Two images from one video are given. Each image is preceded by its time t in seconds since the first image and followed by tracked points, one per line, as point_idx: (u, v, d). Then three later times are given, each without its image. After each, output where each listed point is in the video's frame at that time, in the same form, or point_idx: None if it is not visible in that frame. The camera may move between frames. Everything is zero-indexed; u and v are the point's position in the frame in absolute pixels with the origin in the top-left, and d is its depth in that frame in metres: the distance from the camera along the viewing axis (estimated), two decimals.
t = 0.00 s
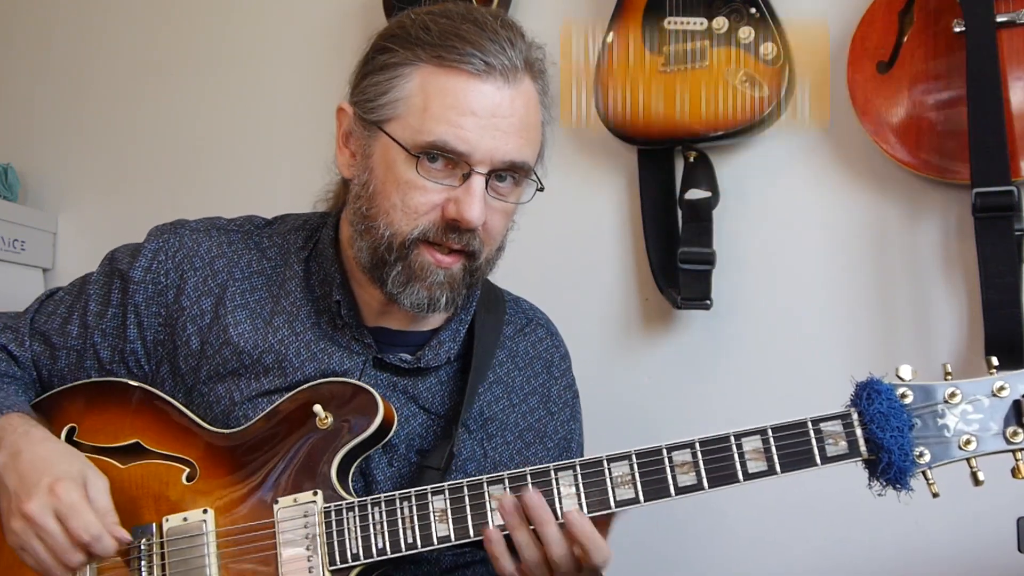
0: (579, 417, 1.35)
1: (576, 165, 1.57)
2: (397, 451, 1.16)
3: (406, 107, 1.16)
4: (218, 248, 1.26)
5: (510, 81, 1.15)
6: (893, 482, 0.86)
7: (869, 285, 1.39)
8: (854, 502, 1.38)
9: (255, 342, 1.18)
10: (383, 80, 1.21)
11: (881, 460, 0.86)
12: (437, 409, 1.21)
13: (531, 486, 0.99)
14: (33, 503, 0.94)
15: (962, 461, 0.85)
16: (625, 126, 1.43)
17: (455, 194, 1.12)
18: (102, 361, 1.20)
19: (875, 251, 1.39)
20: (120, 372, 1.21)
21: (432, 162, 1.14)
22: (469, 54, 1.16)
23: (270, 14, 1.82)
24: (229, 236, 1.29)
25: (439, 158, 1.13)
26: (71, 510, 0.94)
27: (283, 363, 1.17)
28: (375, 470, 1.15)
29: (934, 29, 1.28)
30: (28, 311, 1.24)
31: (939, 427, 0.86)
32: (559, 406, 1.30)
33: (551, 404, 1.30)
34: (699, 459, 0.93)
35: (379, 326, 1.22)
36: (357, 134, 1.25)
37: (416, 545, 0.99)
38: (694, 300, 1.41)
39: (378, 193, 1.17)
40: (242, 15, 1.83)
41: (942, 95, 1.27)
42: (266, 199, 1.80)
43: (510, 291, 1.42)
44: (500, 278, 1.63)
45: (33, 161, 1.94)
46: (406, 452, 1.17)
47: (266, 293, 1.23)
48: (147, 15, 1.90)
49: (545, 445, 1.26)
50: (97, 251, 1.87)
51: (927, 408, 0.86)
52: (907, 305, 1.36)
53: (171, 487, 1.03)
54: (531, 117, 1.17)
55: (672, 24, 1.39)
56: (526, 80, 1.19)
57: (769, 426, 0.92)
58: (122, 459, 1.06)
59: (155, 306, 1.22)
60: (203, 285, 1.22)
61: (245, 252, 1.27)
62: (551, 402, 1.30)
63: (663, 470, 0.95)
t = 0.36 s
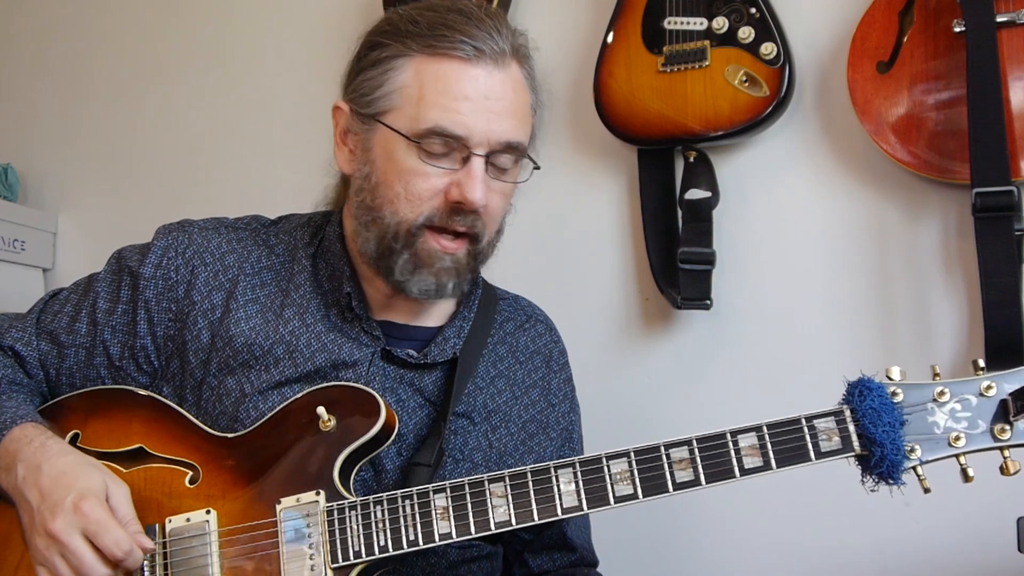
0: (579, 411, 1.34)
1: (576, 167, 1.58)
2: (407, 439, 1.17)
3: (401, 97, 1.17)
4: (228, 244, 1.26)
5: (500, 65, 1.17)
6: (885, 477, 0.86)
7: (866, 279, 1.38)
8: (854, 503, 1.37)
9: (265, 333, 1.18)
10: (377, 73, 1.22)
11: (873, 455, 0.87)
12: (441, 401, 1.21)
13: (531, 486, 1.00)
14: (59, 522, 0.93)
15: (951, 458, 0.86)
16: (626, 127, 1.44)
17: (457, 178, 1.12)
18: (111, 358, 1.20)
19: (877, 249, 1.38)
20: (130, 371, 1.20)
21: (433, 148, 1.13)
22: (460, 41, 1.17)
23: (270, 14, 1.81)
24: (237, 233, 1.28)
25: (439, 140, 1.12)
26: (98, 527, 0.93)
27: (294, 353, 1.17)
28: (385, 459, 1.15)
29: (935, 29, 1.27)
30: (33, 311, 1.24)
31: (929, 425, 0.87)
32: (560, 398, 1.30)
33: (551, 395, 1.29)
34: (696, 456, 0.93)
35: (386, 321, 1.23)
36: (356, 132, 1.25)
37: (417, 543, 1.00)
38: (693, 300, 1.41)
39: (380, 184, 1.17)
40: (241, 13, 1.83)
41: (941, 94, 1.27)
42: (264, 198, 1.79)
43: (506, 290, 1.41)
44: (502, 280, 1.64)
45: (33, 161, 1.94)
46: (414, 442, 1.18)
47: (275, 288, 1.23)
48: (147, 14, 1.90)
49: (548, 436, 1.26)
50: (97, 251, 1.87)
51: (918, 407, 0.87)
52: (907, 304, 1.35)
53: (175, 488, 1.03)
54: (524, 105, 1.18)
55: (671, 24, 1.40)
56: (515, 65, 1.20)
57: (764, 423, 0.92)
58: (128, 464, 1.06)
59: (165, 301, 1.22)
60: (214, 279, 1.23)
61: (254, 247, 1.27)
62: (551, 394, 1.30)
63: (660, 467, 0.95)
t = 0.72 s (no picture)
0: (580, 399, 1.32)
1: (576, 168, 1.58)
2: (407, 438, 1.18)
3: (415, 106, 1.17)
4: (233, 247, 1.26)
5: (508, 68, 1.18)
6: (878, 468, 0.86)
7: (865, 279, 1.38)
8: (854, 502, 1.37)
9: (269, 336, 1.18)
10: (380, 79, 1.23)
11: (865, 446, 0.86)
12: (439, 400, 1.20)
13: (524, 483, 0.99)
14: (126, 548, 0.95)
15: (946, 448, 0.85)
16: (624, 126, 1.44)
17: (476, 179, 1.13)
18: (119, 361, 1.20)
19: (876, 247, 1.38)
20: (136, 372, 1.20)
21: (451, 152, 1.14)
22: (465, 44, 1.18)
23: (270, 15, 1.81)
24: (240, 235, 1.29)
25: (456, 146, 1.14)
26: (159, 547, 0.94)
27: (296, 355, 1.17)
28: (387, 458, 1.16)
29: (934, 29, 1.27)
30: (32, 304, 1.23)
31: (923, 416, 0.86)
32: (558, 387, 1.28)
33: (548, 386, 1.28)
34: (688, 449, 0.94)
35: (385, 320, 1.24)
36: (363, 139, 1.25)
37: (411, 540, 1.00)
38: (693, 300, 1.41)
39: (398, 194, 1.17)
40: (241, 13, 1.83)
41: (942, 95, 1.27)
42: (265, 198, 1.79)
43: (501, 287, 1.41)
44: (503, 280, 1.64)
45: (34, 160, 1.94)
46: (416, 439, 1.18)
47: (279, 292, 1.23)
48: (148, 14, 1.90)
49: (548, 426, 1.24)
50: (97, 250, 1.87)
51: (912, 398, 0.86)
52: (907, 304, 1.35)
53: (176, 490, 1.05)
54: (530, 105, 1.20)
55: (671, 24, 1.40)
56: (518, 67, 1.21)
57: (756, 417, 0.92)
58: (128, 469, 1.08)
59: (171, 304, 1.21)
60: (220, 283, 1.22)
61: (258, 251, 1.27)
62: (549, 385, 1.28)
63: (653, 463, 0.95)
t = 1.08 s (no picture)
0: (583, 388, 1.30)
1: (577, 167, 1.58)
2: (403, 438, 1.17)
3: (401, 104, 1.18)
4: (224, 250, 1.26)
5: (496, 61, 1.18)
6: (874, 462, 0.86)
7: (862, 278, 1.39)
8: (854, 501, 1.37)
9: (260, 339, 1.18)
10: (366, 77, 1.23)
11: (861, 440, 0.86)
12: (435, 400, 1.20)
13: (518, 483, 0.99)
14: (130, 562, 0.95)
15: (944, 441, 0.85)
16: (624, 127, 1.44)
17: (466, 177, 1.13)
18: (113, 369, 1.20)
19: (874, 245, 1.38)
20: (130, 377, 1.21)
21: (440, 150, 1.14)
22: (451, 39, 1.18)
23: (271, 14, 1.81)
24: (231, 237, 1.28)
25: (446, 144, 1.14)
26: (166, 560, 0.94)
27: (288, 358, 1.17)
28: (383, 459, 1.16)
29: (935, 28, 1.27)
30: (23, 311, 1.23)
31: (919, 409, 0.86)
32: (556, 378, 1.27)
33: (546, 379, 1.27)
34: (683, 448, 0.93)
35: (381, 322, 1.24)
36: (351, 140, 1.25)
37: (406, 542, 1.00)
38: (693, 300, 1.41)
39: (387, 193, 1.17)
40: (242, 12, 1.83)
41: (941, 95, 1.27)
42: (265, 198, 1.79)
43: (499, 283, 1.41)
44: (504, 280, 1.64)
45: (34, 161, 1.94)
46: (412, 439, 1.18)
47: (271, 294, 1.23)
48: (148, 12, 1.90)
49: (546, 419, 1.23)
50: (97, 251, 1.87)
51: (908, 391, 0.86)
52: (906, 304, 1.35)
53: (169, 493, 1.05)
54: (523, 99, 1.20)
55: (672, 24, 1.40)
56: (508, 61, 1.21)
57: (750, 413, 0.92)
58: (122, 472, 1.08)
59: (162, 309, 1.21)
60: (210, 287, 1.22)
61: (250, 253, 1.27)
62: (547, 377, 1.27)
63: (647, 459, 0.95)
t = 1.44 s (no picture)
0: (584, 392, 1.31)
1: (577, 167, 1.58)
2: (401, 441, 1.17)
3: (344, 90, 1.19)
4: (222, 250, 1.26)
5: (439, 45, 1.16)
6: (878, 466, 0.86)
7: (862, 278, 1.39)
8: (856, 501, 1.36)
9: (257, 339, 1.18)
10: (330, 69, 1.24)
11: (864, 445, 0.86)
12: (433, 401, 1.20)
13: (518, 488, 0.99)
14: (137, 565, 0.95)
15: (946, 444, 0.85)
16: (624, 126, 1.44)
17: (395, 162, 1.12)
18: (111, 370, 1.20)
19: (875, 246, 1.38)
20: (129, 377, 1.21)
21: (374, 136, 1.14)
22: (395, 24, 1.17)
23: (270, 14, 1.81)
24: (229, 236, 1.28)
25: (381, 131, 1.14)
26: (174, 562, 0.94)
27: (285, 357, 1.17)
28: (380, 460, 1.15)
29: (935, 27, 1.27)
30: (19, 310, 1.23)
31: (922, 411, 0.86)
32: (557, 382, 1.27)
33: (547, 382, 1.27)
34: (683, 450, 0.93)
35: (377, 321, 1.23)
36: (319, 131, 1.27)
37: (405, 545, 1.00)
38: (693, 300, 1.41)
39: (331, 178, 1.18)
40: (242, 12, 1.83)
41: (942, 95, 1.27)
42: (265, 198, 1.79)
43: (501, 283, 1.41)
44: (504, 280, 1.64)
45: (34, 161, 1.94)
46: (410, 441, 1.17)
47: (270, 294, 1.23)
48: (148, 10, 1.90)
49: (546, 423, 1.23)
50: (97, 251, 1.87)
51: (910, 392, 0.86)
52: (907, 304, 1.35)
53: (166, 492, 1.05)
54: (476, 87, 1.17)
55: (675, 24, 1.40)
56: (466, 46, 1.19)
57: (752, 414, 0.92)
58: (118, 472, 1.08)
59: (161, 309, 1.21)
60: (209, 287, 1.22)
61: (249, 252, 1.27)
62: (547, 380, 1.27)
63: (647, 462, 0.95)
